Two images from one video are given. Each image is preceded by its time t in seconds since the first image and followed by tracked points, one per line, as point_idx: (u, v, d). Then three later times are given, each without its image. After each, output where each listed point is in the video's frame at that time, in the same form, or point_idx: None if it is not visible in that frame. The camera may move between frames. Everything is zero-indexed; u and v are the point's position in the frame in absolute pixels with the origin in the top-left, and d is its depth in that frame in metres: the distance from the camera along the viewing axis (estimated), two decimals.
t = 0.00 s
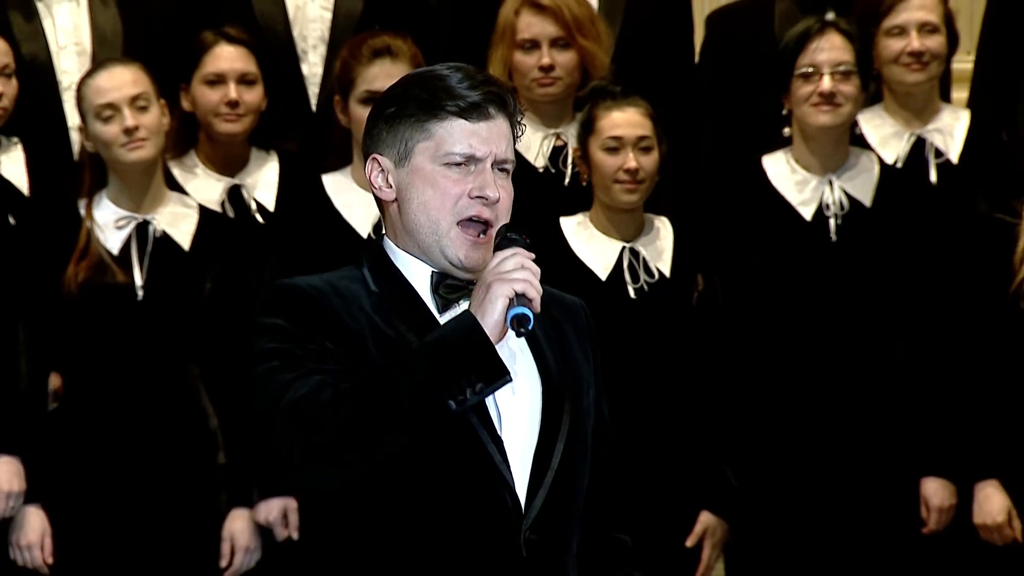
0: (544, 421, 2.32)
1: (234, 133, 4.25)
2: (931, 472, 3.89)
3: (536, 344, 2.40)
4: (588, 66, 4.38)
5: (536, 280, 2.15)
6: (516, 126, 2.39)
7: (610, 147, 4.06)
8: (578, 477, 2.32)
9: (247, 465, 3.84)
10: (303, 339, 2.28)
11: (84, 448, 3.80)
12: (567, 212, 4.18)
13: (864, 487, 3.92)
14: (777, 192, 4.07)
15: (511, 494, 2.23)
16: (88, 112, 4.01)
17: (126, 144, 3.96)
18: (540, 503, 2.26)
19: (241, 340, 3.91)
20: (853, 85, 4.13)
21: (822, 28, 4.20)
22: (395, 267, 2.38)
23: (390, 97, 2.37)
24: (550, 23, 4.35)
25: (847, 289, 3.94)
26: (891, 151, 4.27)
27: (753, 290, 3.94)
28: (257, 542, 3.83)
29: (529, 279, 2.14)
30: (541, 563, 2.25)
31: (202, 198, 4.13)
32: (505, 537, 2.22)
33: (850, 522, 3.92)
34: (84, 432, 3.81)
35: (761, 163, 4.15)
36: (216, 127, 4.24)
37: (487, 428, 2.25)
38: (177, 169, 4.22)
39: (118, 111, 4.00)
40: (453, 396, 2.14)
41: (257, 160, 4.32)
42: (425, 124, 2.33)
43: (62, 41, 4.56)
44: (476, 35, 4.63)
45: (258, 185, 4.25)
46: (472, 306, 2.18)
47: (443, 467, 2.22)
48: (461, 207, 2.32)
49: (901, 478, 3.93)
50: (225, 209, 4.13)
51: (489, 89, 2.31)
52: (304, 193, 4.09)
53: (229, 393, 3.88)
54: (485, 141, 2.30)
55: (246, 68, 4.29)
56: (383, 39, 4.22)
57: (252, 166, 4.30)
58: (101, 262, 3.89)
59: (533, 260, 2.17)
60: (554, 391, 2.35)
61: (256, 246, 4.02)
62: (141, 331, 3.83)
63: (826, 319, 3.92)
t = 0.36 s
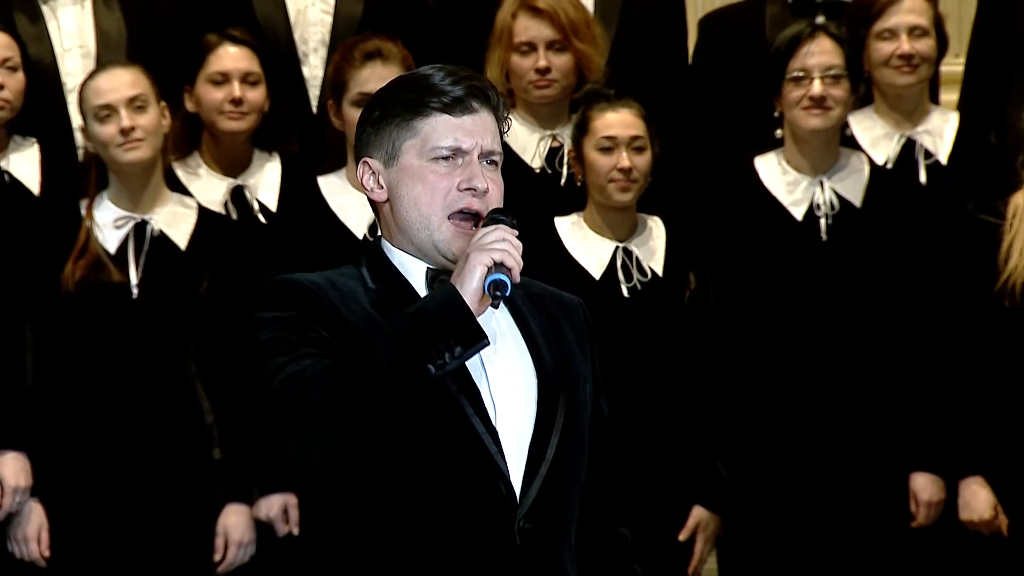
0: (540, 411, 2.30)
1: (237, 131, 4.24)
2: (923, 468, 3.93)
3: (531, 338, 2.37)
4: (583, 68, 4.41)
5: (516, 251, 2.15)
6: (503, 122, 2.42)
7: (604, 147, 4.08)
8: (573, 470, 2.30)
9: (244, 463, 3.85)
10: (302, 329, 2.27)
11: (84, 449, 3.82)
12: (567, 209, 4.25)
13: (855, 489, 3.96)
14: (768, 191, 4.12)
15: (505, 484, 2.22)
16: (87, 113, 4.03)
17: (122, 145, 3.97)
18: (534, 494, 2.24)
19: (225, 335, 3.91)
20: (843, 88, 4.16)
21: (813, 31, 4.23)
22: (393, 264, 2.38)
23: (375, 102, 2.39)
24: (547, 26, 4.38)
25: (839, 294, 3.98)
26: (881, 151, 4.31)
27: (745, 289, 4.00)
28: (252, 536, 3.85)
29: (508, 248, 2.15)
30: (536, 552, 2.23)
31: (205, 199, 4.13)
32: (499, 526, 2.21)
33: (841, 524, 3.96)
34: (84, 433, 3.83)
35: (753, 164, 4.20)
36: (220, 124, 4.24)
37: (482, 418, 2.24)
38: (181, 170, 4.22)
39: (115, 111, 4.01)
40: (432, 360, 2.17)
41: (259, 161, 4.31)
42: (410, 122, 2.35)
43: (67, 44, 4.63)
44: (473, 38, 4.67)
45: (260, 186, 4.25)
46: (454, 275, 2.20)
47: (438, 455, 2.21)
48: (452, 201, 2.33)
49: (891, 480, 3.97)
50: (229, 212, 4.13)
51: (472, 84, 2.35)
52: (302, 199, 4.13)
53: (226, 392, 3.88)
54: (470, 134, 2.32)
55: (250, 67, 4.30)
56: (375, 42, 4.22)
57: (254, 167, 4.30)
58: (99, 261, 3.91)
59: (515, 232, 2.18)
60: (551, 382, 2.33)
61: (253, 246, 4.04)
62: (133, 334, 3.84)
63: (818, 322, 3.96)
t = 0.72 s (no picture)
0: (533, 405, 2.35)
1: (239, 133, 4.31)
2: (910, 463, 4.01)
3: (524, 333, 2.41)
4: (578, 70, 4.49)
5: (500, 232, 2.21)
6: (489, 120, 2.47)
7: (597, 147, 4.15)
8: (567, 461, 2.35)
9: (245, 456, 3.95)
10: (299, 324, 2.33)
11: (87, 443, 3.88)
12: (557, 211, 4.28)
13: (843, 481, 4.04)
14: (759, 190, 4.20)
15: (501, 475, 2.27)
16: (86, 115, 4.09)
17: (120, 145, 4.03)
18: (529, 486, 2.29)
19: (232, 337, 4.00)
20: (833, 89, 4.21)
21: (803, 34, 4.29)
22: (388, 263, 2.43)
23: (364, 106, 2.44)
24: (542, 28, 4.45)
25: (828, 289, 4.05)
26: (872, 152, 4.37)
27: (737, 287, 4.07)
28: (249, 528, 3.94)
29: (493, 229, 2.20)
30: (530, 542, 2.29)
31: (208, 200, 4.21)
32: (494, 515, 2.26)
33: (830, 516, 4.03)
34: (86, 427, 3.88)
35: (745, 165, 4.25)
36: (222, 126, 4.30)
37: (477, 411, 2.28)
38: (183, 171, 4.28)
39: (113, 111, 4.07)
40: (419, 338, 2.21)
41: (259, 161, 4.38)
42: (399, 123, 2.40)
43: (72, 47, 4.69)
44: (469, 40, 4.75)
45: (261, 186, 4.32)
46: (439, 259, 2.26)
47: (432, 447, 2.26)
48: (442, 197, 2.37)
49: (879, 473, 4.05)
50: (230, 211, 4.21)
51: (457, 83, 2.40)
52: (302, 197, 4.21)
53: (226, 387, 3.96)
54: (457, 131, 2.37)
55: (251, 70, 4.36)
56: (371, 45, 4.30)
57: (255, 167, 4.36)
58: (99, 260, 3.97)
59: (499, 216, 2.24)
60: (545, 376, 2.37)
61: (254, 245, 4.14)
62: (134, 330, 3.91)
63: (807, 318, 4.03)
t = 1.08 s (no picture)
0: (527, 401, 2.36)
1: (241, 137, 4.39)
2: (898, 456, 4.08)
3: (519, 331, 2.42)
4: (574, 73, 4.56)
5: (485, 225, 2.23)
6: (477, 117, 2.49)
7: (594, 148, 4.22)
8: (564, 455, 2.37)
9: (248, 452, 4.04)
10: (293, 323, 2.34)
11: (92, 438, 3.96)
12: (554, 210, 4.39)
13: (834, 476, 4.12)
14: (753, 191, 4.27)
15: (494, 468, 2.28)
16: (90, 117, 4.17)
17: (124, 146, 4.11)
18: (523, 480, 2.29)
19: (229, 331, 4.08)
20: (825, 91, 4.30)
21: (795, 37, 4.37)
22: (386, 263, 2.45)
23: (354, 110, 2.46)
24: (538, 32, 4.52)
25: (819, 288, 4.14)
26: (862, 153, 4.45)
27: (729, 284, 4.16)
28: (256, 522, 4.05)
29: (478, 221, 2.23)
30: (524, 535, 2.29)
31: (210, 200, 4.32)
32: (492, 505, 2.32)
33: (821, 511, 4.11)
34: (92, 423, 3.96)
35: (738, 166, 4.33)
36: (225, 130, 4.38)
37: (471, 407, 2.29)
38: (188, 172, 4.38)
39: (116, 114, 4.15)
40: (407, 328, 2.24)
41: (261, 162, 4.44)
42: (388, 125, 2.42)
43: (78, 50, 4.81)
44: (466, 43, 4.83)
45: (263, 187, 4.38)
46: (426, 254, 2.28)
47: (426, 442, 2.27)
48: (434, 195, 2.40)
49: (869, 468, 4.13)
50: (233, 212, 4.31)
51: (445, 82, 2.42)
52: (304, 198, 4.30)
53: (230, 384, 4.05)
54: (446, 129, 2.39)
55: (254, 74, 4.43)
56: (372, 49, 4.38)
57: (258, 168, 4.43)
58: (104, 260, 4.06)
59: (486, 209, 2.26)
60: (539, 373, 2.39)
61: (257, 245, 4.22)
62: (138, 325, 4.00)
63: (798, 316, 4.11)
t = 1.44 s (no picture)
0: (516, 397, 2.34)
1: (245, 141, 4.46)
2: (888, 448, 4.17)
3: (511, 327, 2.41)
4: (571, 76, 4.64)
5: (457, 223, 2.22)
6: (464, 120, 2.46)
7: (592, 150, 4.30)
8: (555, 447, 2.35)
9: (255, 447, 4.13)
10: (279, 320, 2.35)
11: (99, 433, 4.03)
12: (551, 210, 4.48)
13: (826, 471, 4.19)
14: (745, 192, 4.37)
15: (480, 465, 2.26)
16: (96, 119, 4.25)
17: (131, 148, 4.19)
18: (508, 476, 2.27)
19: (234, 329, 4.19)
20: (815, 93, 4.38)
21: (786, 41, 4.46)
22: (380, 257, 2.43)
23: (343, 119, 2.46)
24: (536, 36, 4.60)
25: (811, 286, 4.22)
26: (853, 155, 4.52)
27: (722, 283, 4.24)
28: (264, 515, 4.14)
29: (449, 220, 2.22)
30: (513, 530, 2.27)
31: (215, 200, 4.39)
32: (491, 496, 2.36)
33: (813, 504, 4.20)
34: (99, 419, 4.03)
35: (732, 168, 4.43)
36: (229, 133, 4.46)
37: (457, 403, 2.27)
38: (193, 173, 4.45)
39: (122, 116, 4.23)
40: (375, 326, 2.22)
41: (266, 164, 4.53)
42: (372, 130, 2.41)
43: (83, 54, 4.86)
44: (463, 45, 4.92)
45: (267, 188, 4.47)
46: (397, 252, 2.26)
47: (411, 438, 2.24)
48: (419, 197, 2.37)
49: (861, 463, 4.20)
50: (238, 212, 4.38)
51: (427, 84, 2.40)
52: (308, 201, 4.38)
53: (237, 380, 4.16)
54: (427, 131, 2.37)
55: (258, 78, 4.52)
56: (375, 53, 4.46)
57: (262, 170, 4.51)
58: (113, 261, 4.13)
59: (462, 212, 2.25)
60: (528, 369, 2.36)
61: (262, 245, 4.31)
62: (145, 322, 4.09)
63: (791, 314, 4.19)
